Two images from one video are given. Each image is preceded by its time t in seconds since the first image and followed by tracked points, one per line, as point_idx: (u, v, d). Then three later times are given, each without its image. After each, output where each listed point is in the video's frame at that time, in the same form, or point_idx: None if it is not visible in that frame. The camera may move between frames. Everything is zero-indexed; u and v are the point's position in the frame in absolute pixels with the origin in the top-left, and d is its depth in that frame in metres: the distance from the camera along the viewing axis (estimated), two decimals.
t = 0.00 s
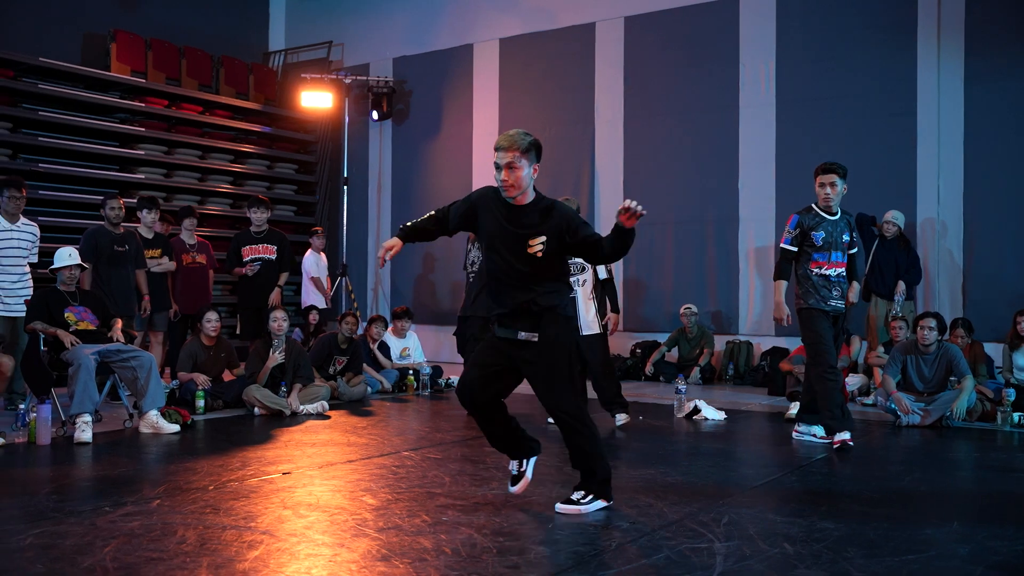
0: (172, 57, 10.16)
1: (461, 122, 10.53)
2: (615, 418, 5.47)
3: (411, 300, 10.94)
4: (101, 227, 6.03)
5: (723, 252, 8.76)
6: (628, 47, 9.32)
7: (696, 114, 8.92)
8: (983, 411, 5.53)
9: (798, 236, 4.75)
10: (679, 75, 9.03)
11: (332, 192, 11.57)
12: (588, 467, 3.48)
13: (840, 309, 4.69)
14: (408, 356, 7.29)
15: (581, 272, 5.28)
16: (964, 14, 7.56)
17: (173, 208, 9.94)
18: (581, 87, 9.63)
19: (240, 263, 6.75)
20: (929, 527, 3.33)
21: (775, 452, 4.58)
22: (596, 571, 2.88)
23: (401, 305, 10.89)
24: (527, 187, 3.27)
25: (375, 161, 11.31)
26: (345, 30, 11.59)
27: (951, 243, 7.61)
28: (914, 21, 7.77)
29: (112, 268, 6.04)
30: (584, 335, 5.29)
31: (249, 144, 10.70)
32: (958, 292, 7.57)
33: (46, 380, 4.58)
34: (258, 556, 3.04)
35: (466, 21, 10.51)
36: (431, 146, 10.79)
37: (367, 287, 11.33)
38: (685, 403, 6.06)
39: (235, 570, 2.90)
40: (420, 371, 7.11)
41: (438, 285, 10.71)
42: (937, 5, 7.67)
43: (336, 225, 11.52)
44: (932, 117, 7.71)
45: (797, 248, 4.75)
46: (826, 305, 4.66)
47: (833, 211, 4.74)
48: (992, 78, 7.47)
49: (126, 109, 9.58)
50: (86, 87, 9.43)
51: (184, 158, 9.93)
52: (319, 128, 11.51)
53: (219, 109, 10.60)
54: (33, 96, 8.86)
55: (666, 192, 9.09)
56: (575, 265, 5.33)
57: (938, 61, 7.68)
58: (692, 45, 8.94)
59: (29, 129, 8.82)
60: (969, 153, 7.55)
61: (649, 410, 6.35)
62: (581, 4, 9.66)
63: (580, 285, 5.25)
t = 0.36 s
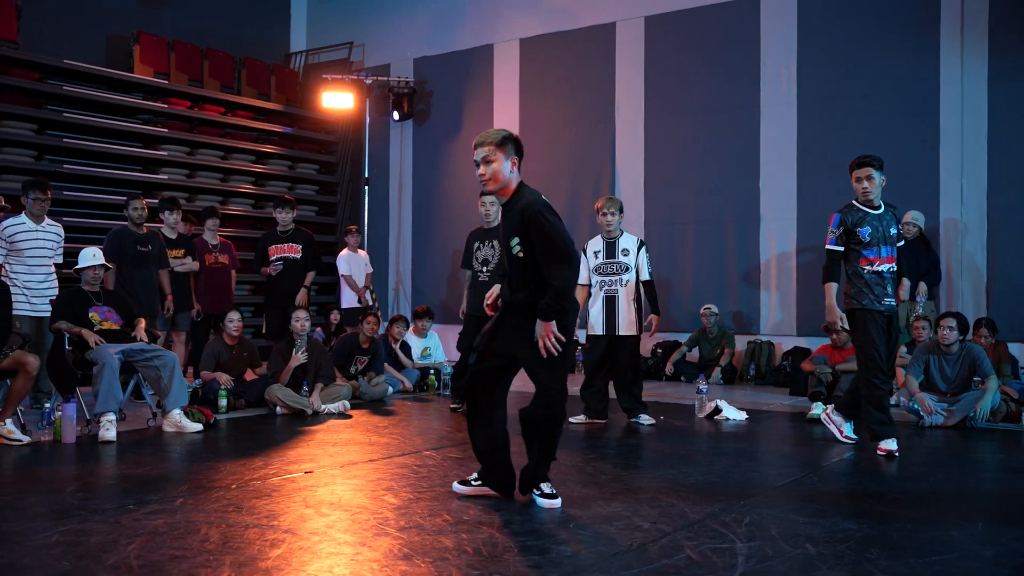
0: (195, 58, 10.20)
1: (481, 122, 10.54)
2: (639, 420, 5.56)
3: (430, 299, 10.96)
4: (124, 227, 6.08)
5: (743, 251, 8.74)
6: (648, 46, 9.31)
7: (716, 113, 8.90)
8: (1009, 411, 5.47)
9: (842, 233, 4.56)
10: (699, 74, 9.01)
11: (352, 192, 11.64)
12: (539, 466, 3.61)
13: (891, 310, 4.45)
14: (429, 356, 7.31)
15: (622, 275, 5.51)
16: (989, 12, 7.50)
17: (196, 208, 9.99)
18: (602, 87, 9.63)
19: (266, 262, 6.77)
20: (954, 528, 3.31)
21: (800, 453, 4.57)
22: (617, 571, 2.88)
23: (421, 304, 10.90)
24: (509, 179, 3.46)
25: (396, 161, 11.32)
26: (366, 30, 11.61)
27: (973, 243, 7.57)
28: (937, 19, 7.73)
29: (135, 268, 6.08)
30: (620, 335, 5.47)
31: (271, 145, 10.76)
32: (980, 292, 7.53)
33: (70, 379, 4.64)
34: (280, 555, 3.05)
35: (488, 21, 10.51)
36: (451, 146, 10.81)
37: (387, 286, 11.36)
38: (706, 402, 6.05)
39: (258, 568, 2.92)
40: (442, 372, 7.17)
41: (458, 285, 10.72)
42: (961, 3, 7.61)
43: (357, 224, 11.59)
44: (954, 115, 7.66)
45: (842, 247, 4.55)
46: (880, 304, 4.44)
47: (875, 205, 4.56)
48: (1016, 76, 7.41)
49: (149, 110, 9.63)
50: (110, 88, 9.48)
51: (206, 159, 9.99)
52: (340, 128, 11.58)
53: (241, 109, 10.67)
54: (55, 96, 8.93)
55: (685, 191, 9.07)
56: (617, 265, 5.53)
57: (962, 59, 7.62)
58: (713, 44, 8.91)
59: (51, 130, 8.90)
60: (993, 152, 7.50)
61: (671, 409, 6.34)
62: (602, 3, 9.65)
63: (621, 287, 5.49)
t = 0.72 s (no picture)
0: (216, 59, 10.30)
1: (497, 121, 10.58)
2: (655, 416, 5.60)
3: (445, 298, 11.01)
4: (146, 225, 6.16)
5: (757, 249, 8.75)
6: (663, 45, 9.33)
7: (731, 112, 8.92)
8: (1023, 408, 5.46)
9: (869, 228, 4.55)
10: (714, 73, 9.03)
11: (370, 190, 11.63)
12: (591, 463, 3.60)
13: (918, 303, 4.44)
14: (445, 352, 7.46)
15: (667, 270, 5.62)
16: (1004, 10, 7.48)
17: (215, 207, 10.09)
18: (618, 86, 9.66)
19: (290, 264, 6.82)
20: (966, 525, 3.33)
21: (815, 449, 4.59)
22: (630, 565, 2.92)
23: (436, 302, 10.96)
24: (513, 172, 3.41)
25: (412, 160, 11.38)
26: (383, 30, 11.67)
27: (987, 241, 7.56)
28: (952, 18, 7.72)
29: (157, 267, 6.17)
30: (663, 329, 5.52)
31: (290, 145, 10.85)
32: (994, 290, 7.52)
33: (93, 375, 4.75)
34: (299, 548, 3.11)
35: (504, 21, 10.55)
36: (467, 145, 10.86)
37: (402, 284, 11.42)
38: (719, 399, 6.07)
39: (277, 561, 2.97)
40: (458, 368, 7.28)
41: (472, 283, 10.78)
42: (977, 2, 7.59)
43: (374, 223, 11.59)
44: (969, 114, 7.65)
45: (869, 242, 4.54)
46: (901, 302, 4.44)
47: (901, 201, 4.51)
48: None
49: (170, 111, 9.72)
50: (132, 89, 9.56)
51: (225, 158, 10.08)
52: (358, 128, 11.66)
53: (260, 109, 10.77)
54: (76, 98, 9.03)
55: (700, 190, 9.09)
56: (661, 261, 5.63)
57: (977, 58, 7.61)
58: (728, 43, 8.92)
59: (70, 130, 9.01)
60: (1007, 150, 7.49)
61: (685, 406, 6.37)
62: (618, 3, 9.67)
63: (666, 283, 5.58)
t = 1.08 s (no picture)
0: (217, 59, 10.31)
1: (498, 120, 10.59)
2: (655, 415, 5.56)
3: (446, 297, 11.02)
4: (148, 224, 6.18)
5: (758, 249, 8.76)
6: (664, 45, 9.34)
7: (732, 111, 8.93)
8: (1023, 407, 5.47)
9: (880, 230, 4.61)
10: (715, 72, 9.03)
11: (371, 189, 11.64)
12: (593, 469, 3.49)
13: (924, 302, 4.43)
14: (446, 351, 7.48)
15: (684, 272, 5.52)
16: (1004, 10, 7.48)
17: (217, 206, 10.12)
18: (619, 86, 9.67)
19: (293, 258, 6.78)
20: (966, 524, 3.34)
21: (816, 448, 4.60)
22: (631, 563, 2.93)
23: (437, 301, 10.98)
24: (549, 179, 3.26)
25: (414, 159, 11.38)
26: (384, 30, 11.68)
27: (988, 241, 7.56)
28: (952, 18, 7.72)
29: (158, 266, 6.18)
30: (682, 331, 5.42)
31: (292, 144, 10.86)
32: (995, 289, 7.51)
33: (95, 374, 4.76)
34: (300, 547, 3.12)
35: (506, 21, 10.56)
36: (468, 145, 10.87)
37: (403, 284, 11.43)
38: (720, 398, 6.08)
39: (278, 559, 2.98)
40: (459, 367, 7.21)
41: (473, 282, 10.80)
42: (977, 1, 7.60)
43: (376, 223, 11.63)
44: (969, 113, 7.66)
45: (879, 244, 4.62)
46: (907, 300, 4.44)
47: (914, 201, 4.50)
48: None
49: (173, 110, 9.74)
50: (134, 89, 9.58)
51: (227, 158, 10.10)
52: (359, 127, 11.67)
53: (261, 108, 10.78)
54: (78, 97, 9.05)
55: (701, 190, 9.10)
56: (679, 263, 5.52)
57: (976, 58, 7.61)
58: (729, 43, 8.93)
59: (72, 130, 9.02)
60: (1007, 150, 7.49)
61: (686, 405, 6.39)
62: (619, 3, 9.68)
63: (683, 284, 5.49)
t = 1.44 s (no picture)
0: (218, 58, 10.31)
1: (499, 120, 10.59)
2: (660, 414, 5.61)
3: (446, 296, 11.02)
4: (148, 224, 6.17)
5: (757, 249, 8.76)
6: (664, 45, 9.35)
7: (732, 111, 8.94)
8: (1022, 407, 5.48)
9: (891, 230, 4.62)
10: (715, 73, 9.04)
11: (372, 189, 11.65)
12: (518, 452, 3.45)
13: (928, 303, 4.43)
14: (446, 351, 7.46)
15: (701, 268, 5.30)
16: (1003, 11, 7.49)
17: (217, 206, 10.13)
18: (619, 86, 9.67)
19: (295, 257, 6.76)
20: (966, 523, 3.35)
21: (816, 447, 4.61)
22: (631, 562, 2.93)
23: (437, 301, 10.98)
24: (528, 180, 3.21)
25: (414, 158, 11.37)
26: (384, 30, 11.68)
27: (986, 241, 7.57)
28: (951, 18, 7.73)
29: (158, 266, 6.17)
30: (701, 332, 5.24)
31: (292, 144, 10.86)
32: (995, 288, 7.52)
33: (95, 373, 4.76)
34: (300, 547, 3.12)
35: (506, 21, 10.56)
36: (469, 145, 10.87)
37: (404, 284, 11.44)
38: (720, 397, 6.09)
39: (278, 559, 2.98)
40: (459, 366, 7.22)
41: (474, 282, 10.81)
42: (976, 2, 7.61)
43: (375, 223, 11.64)
44: (968, 113, 7.67)
45: (891, 244, 4.64)
46: (911, 300, 4.46)
47: (931, 204, 4.49)
48: None
49: (173, 109, 9.74)
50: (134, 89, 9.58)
51: (228, 157, 10.10)
52: (359, 127, 11.65)
53: (262, 108, 10.77)
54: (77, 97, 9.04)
55: (701, 189, 9.11)
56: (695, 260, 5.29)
57: (975, 59, 7.63)
58: (729, 43, 8.94)
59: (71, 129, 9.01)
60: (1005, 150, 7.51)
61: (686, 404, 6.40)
62: (619, 3, 9.69)
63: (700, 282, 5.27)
